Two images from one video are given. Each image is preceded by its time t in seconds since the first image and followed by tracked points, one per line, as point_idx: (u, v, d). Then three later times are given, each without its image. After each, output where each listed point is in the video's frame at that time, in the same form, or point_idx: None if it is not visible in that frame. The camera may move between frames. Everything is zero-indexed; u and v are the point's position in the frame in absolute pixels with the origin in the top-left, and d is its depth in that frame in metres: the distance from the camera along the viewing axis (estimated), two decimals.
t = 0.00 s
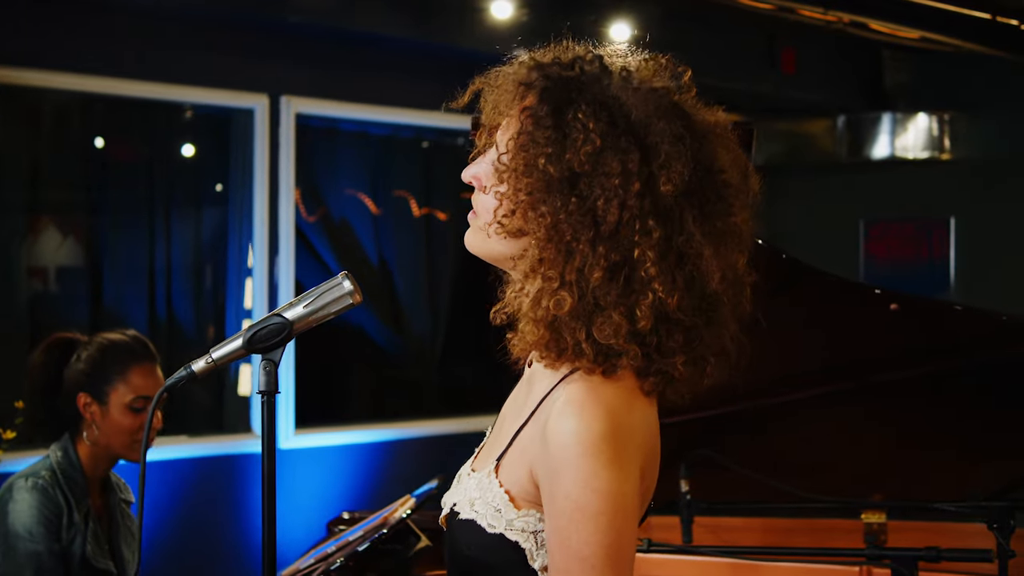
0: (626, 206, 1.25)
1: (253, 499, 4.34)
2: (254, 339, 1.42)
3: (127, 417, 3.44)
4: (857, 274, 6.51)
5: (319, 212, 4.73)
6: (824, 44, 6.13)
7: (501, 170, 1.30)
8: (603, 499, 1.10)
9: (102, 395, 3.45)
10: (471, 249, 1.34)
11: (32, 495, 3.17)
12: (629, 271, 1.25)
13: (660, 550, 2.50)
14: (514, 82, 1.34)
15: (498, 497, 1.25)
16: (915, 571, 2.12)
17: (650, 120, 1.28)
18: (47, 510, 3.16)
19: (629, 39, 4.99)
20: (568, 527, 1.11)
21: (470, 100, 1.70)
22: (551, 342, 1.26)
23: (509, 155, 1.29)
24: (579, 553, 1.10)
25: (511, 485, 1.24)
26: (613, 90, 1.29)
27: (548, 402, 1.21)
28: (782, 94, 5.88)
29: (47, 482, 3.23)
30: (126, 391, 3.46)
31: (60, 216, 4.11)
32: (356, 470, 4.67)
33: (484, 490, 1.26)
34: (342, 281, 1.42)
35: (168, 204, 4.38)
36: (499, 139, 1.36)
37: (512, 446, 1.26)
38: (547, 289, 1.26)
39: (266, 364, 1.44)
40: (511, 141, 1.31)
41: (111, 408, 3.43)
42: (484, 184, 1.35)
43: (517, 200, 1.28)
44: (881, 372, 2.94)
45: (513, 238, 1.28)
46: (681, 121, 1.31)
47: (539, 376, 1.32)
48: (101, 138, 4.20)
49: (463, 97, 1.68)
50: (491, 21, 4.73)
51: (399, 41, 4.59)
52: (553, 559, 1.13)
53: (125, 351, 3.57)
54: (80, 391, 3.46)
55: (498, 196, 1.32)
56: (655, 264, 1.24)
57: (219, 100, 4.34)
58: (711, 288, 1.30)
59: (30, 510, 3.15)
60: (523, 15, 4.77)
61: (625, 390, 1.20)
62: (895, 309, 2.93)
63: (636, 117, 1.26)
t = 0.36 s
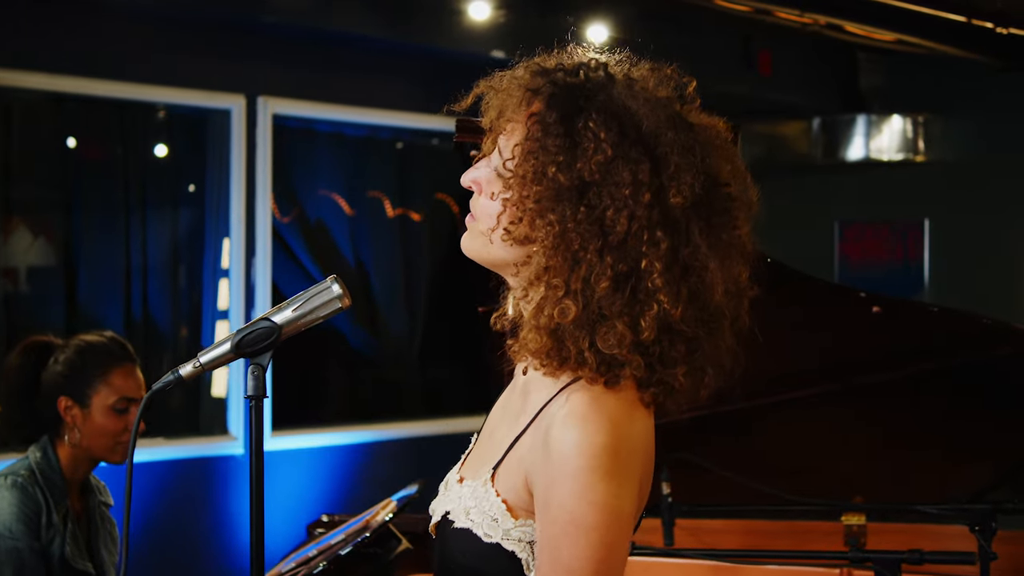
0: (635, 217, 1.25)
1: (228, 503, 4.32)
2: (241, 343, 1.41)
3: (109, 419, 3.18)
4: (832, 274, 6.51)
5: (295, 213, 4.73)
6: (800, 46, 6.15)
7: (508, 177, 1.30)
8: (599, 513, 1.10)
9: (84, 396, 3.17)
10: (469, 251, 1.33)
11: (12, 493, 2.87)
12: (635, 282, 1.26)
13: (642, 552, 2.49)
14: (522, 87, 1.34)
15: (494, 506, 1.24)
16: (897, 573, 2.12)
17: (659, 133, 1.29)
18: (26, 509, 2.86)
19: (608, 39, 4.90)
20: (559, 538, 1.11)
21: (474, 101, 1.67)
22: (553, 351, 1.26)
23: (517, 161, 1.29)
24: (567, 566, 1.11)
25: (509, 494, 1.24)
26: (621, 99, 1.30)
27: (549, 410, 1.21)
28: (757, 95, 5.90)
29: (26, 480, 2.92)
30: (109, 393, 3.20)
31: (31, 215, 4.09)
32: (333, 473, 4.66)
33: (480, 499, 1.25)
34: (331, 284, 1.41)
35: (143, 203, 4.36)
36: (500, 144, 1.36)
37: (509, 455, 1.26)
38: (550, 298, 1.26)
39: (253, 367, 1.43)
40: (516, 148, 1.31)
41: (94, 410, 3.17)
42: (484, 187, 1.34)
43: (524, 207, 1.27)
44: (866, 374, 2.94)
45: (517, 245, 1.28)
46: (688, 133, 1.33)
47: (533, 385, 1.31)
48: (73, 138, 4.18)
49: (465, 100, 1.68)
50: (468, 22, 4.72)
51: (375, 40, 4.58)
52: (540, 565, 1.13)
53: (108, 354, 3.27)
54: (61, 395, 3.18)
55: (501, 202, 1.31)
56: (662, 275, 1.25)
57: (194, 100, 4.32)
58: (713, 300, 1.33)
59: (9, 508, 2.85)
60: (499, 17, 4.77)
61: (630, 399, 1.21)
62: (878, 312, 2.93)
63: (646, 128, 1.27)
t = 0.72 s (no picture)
0: (625, 225, 1.24)
1: (204, 504, 4.30)
2: (230, 346, 1.39)
3: (95, 419, 3.21)
4: (807, 273, 6.57)
5: (270, 215, 4.70)
6: (776, 48, 6.16)
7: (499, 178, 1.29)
8: (591, 519, 1.10)
9: (66, 398, 3.16)
10: (457, 251, 1.33)
11: None
12: (623, 289, 1.25)
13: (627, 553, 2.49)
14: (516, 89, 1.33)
15: (481, 512, 1.23)
16: (882, 574, 2.12)
17: (653, 140, 1.28)
18: (9, 513, 2.83)
19: (584, 40, 4.97)
20: (561, 544, 1.11)
21: (468, 101, 1.70)
22: (541, 355, 1.25)
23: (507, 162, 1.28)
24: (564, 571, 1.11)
25: (497, 500, 1.23)
26: (616, 105, 1.29)
27: (538, 416, 1.21)
28: (733, 96, 5.90)
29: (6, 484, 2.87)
30: (95, 394, 3.21)
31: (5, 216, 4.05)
32: (309, 475, 4.64)
33: (467, 504, 1.24)
34: (320, 286, 1.40)
35: (117, 203, 4.32)
36: (492, 146, 1.35)
37: (497, 460, 1.25)
38: (539, 302, 1.25)
39: (242, 370, 1.42)
40: (509, 149, 1.30)
41: (78, 411, 3.17)
42: (474, 188, 1.33)
43: (514, 209, 1.26)
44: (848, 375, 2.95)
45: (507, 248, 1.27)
46: (683, 141, 1.31)
47: (523, 393, 1.31)
48: (44, 138, 4.14)
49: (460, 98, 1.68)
50: (444, 21, 4.70)
51: (351, 41, 4.56)
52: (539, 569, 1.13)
53: (88, 358, 3.26)
54: (41, 399, 3.13)
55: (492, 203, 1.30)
56: (651, 283, 1.24)
57: (168, 99, 4.29)
58: (702, 311, 1.31)
59: None
60: (475, 17, 4.76)
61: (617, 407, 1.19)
62: (860, 312, 2.93)
63: (640, 135, 1.26)
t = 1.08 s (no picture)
0: (620, 241, 1.22)
1: (185, 506, 4.29)
2: (221, 350, 1.39)
3: (81, 420, 3.45)
4: (785, 273, 6.53)
5: (250, 216, 4.68)
6: (757, 49, 6.17)
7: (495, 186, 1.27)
8: (600, 524, 1.10)
9: (52, 399, 3.39)
10: (452, 255, 1.31)
11: None
12: (618, 303, 1.23)
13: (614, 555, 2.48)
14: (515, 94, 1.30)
15: (482, 519, 1.22)
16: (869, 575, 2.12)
17: (652, 155, 1.25)
18: None
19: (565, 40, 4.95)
20: (563, 550, 1.11)
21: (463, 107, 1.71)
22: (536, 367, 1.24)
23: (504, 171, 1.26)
24: None
25: (499, 506, 1.23)
26: (616, 116, 1.26)
27: (537, 423, 1.20)
28: (712, 97, 5.91)
29: None
30: (79, 397, 3.45)
31: None
32: (289, 475, 4.62)
33: (468, 511, 1.24)
34: (312, 291, 1.39)
35: (96, 204, 4.25)
36: (488, 151, 1.33)
37: (498, 465, 1.25)
38: (533, 314, 1.24)
39: (233, 374, 1.41)
40: (506, 156, 1.27)
41: (64, 413, 3.41)
42: (470, 194, 1.32)
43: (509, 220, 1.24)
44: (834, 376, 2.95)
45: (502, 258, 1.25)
46: (682, 154, 1.28)
47: (520, 399, 1.29)
48: (19, 137, 4.05)
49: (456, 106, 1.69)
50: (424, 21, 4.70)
51: (332, 41, 4.55)
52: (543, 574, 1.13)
53: (71, 359, 3.53)
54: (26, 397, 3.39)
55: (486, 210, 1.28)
56: (645, 300, 1.22)
57: (145, 98, 4.28)
58: (698, 324, 1.29)
59: None
60: (457, 16, 4.76)
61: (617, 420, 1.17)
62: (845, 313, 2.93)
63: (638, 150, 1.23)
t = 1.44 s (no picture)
0: (593, 222, 1.21)
1: (171, 505, 4.27)
2: (222, 350, 1.38)
3: (76, 425, 3.05)
4: (771, 271, 6.56)
5: (237, 214, 4.66)
6: (745, 47, 6.17)
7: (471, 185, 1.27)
8: (599, 511, 1.09)
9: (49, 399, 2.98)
10: (444, 261, 1.31)
11: None
12: (600, 284, 1.22)
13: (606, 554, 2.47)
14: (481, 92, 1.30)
15: (492, 509, 1.22)
16: (864, 574, 2.12)
17: (616, 131, 1.23)
18: None
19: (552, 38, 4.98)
20: (564, 537, 1.10)
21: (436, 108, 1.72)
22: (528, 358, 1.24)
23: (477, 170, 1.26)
24: (573, 565, 1.10)
25: (505, 496, 1.22)
26: (580, 100, 1.25)
27: (537, 414, 1.20)
28: (699, 94, 5.90)
29: None
30: (78, 400, 3.05)
31: None
32: (276, 474, 4.61)
33: (476, 502, 1.24)
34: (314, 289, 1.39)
35: (82, 199, 4.22)
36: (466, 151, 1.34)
37: (500, 458, 1.25)
38: (520, 305, 1.23)
39: (235, 374, 1.40)
40: (479, 156, 1.27)
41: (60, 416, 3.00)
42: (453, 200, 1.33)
43: (487, 216, 1.24)
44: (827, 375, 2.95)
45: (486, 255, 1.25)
46: (649, 126, 1.26)
47: (522, 392, 1.29)
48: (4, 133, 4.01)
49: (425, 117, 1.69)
50: (413, 19, 4.69)
51: (321, 39, 4.53)
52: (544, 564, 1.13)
53: (71, 359, 3.08)
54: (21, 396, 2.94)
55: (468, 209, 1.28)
56: (626, 277, 1.21)
57: (134, 96, 4.27)
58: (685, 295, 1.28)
59: None
60: (445, 14, 4.76)
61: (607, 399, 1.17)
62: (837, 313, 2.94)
63: (601, 129, 1.22)
